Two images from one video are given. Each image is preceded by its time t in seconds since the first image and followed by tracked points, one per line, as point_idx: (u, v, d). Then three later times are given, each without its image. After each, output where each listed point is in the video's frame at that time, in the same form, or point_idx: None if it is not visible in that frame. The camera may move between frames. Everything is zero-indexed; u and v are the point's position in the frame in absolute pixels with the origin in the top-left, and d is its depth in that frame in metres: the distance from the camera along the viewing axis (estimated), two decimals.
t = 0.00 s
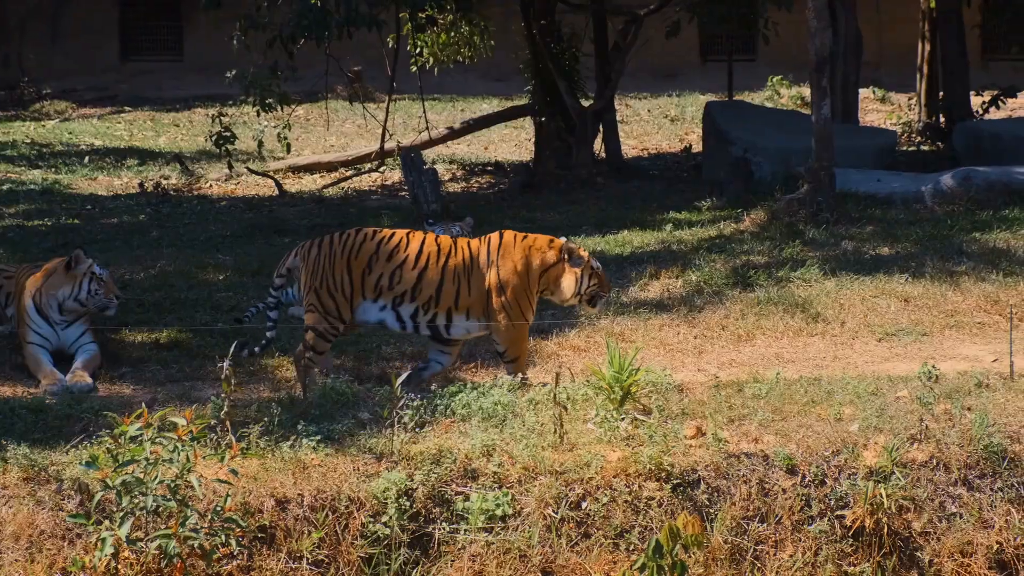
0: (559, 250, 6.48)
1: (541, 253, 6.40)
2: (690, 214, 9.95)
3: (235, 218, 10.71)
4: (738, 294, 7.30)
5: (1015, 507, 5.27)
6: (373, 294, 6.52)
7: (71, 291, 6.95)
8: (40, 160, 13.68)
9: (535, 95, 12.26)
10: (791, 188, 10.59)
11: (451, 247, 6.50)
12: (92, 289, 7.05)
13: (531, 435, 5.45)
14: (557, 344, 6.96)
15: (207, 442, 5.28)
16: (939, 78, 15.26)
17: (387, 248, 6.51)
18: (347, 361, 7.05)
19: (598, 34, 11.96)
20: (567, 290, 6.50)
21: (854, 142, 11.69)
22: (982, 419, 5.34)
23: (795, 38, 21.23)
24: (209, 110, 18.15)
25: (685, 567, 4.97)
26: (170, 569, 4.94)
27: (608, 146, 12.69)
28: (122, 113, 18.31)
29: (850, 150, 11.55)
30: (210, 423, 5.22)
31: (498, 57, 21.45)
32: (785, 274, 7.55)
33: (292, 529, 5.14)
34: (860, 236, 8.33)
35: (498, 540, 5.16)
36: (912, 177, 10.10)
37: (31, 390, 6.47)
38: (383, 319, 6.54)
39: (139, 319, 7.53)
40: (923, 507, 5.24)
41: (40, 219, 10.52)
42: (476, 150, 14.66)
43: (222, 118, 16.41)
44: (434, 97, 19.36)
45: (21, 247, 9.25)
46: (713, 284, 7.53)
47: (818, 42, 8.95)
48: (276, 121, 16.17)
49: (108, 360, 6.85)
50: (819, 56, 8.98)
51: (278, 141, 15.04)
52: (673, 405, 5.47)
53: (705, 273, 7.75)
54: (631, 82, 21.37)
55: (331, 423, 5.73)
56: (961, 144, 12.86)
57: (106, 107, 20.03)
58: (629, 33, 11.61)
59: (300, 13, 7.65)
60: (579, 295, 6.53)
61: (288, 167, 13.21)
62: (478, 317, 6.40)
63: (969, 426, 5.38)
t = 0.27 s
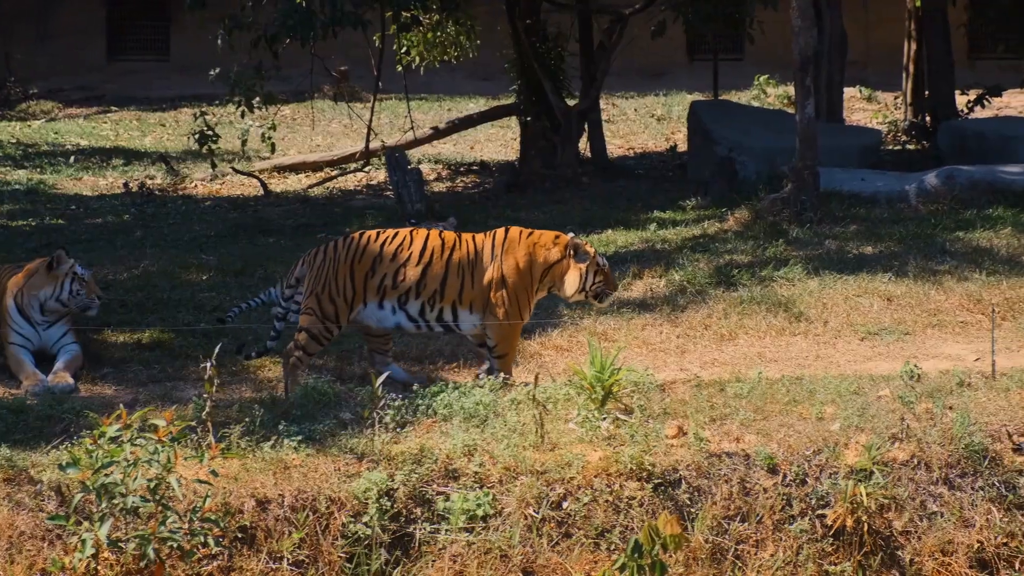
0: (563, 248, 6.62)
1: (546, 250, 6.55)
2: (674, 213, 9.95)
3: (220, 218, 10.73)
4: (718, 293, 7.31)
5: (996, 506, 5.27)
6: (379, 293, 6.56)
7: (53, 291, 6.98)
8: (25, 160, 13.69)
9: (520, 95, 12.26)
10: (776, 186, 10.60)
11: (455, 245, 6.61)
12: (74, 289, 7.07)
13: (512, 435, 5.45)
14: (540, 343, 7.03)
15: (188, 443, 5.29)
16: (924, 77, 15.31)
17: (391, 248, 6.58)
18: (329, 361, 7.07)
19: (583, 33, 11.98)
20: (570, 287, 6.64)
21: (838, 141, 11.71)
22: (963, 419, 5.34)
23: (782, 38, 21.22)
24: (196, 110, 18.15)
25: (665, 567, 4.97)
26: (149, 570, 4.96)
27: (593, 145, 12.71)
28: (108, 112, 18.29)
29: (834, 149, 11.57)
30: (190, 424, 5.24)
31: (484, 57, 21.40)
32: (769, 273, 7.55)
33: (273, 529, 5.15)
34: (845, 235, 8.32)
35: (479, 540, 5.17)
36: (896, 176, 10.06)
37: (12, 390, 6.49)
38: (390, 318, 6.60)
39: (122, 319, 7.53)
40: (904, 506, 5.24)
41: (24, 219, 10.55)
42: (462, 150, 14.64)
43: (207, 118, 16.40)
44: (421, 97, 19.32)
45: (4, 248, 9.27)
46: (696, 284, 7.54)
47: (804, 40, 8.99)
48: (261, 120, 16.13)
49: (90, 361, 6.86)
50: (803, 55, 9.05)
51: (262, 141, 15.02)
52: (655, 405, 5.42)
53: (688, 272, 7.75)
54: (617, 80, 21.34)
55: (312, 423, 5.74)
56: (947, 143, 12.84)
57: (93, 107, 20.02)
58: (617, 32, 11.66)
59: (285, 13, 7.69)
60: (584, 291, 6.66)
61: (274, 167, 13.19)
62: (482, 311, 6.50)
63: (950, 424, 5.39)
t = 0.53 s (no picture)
0: (552, 247, 6.55)
1: (535, 251, 6.48)
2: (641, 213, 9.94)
3: (186, 218, 10.74)
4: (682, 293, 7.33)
5: (958, 504, 5.29)
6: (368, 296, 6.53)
7: (15, 292, 7.01)
8: None
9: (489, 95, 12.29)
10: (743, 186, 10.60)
11: (444, 247, 6.57)
12: (37, 290, 7.09)
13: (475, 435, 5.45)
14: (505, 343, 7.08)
15: (150, 444, 5.30)
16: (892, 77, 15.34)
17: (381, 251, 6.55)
18: (295, 361, 7.05)
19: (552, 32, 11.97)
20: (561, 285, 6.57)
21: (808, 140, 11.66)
22: (926, 418, 5.37)
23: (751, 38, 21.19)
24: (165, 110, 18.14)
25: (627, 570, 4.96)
26: (110, 572, 4.95)
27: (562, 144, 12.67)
28: (77, 113, 18.24)
29: (803, 149, 11.50)
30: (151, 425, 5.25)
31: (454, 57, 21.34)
32: (735, 273, 7.57)
33: (235, 530, 5.15)
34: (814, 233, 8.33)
35: (442, 540, 5.16)
36: (863, 176, 9.95)
37: None
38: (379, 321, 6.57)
39: (86, 319, 7.52)
40: (867, 505, 5.25)
41: None
42: (430, 150, 14.61)
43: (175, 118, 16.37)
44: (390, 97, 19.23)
45: None
46: (661, 283, 7.55)
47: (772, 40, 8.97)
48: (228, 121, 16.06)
49: (53, 362, 6.83)
50: (771, 56, 9.02)
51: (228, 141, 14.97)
52: (617, 405, 5.42)
53: (654, 271, 7.76)
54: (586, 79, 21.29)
55: (276, 424, 5.74)
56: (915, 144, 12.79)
57: (62, 107, 19.94)
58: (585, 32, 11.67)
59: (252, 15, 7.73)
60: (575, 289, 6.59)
61: (242, 166, 13.08)
62: (470, 312, 6.46)
63: (914, 424, 5.40)
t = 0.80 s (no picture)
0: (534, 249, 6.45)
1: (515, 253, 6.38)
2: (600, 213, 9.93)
3: (145, 218, 10.73)
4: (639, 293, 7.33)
5: (913, 503, 5.29)
6: (352, 298, 6.53)
7: None
8: None
9: (448, 95, 12.27)
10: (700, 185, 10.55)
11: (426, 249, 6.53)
12: None
13: (431, 436, 5.43)
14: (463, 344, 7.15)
15: (104, 446, 5.32)
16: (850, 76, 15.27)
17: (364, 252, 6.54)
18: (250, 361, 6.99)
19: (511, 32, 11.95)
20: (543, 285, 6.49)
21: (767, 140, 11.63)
22: (882, 418, 5.38)
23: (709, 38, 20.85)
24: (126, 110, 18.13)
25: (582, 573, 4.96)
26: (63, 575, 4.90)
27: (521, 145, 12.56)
28: (39, 113, 18.19)
29: (762, 149, 11.47)
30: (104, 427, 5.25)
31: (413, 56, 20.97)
32: (693, 273, 7.57)
33: (190, 532, 5.12)
34: (775, 233, 8.33)
35: (397, 541, 5.15)
36: (822, 175, 10.06)
37: None
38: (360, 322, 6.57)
39: (41, 322, 7.48)
40: (822, 505, 5.25)
41: None
42: (389, 150, 14.51)
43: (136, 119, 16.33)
44: (348, 98, 18.96)
45: None
46: (619, 283, 7.54)
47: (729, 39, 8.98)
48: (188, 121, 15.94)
49: (8, 363, 6.72)
50: (728, 55, 9.12)
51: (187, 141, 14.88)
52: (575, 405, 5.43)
53: (611, 272, 7.74)
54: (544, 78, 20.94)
55: (232, 425, 5.72)
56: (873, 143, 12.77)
57: (20, 107, 19.79)
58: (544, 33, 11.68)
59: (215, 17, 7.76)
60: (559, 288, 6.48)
61: (201, 166, 13.02)
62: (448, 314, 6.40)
63: (869, 423, 5.41)
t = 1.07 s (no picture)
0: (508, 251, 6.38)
1: (489, 256, 6.30)
2: (546, 214, 9.91)
3: (91, 220, 10.61)
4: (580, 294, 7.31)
5: (856, 504, 5.27)
6: (332, 295, 6.53)
7: None
8: None
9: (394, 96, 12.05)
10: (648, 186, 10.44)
11: (403, 248, 6.49)
12: None
13: (375, 437, 5.40)
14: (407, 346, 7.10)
15: (42, 450, 5.28)
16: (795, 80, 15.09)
17: (345, 249, 6.51)
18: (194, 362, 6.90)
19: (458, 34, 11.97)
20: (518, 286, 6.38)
21: (714, 140, 11.34)
22: (824, 418, 5.38)
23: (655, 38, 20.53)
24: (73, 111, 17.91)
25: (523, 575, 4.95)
26: None
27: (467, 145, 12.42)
28: None
29: (709, 150, 11.19)
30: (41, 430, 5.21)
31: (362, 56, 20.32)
32: (637, 274, 7.54)
33: (131, 535, 5.08)
34: (726, 233, 8.31)
35: (340, 543, 5.11)
36: (767, 176, 9.99)
37: None
38: (335, 318, 6.56)
39: None
40: (765, 506, 5.23)
41: None
42: (338, 151, 14.14)
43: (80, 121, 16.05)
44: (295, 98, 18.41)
45: None
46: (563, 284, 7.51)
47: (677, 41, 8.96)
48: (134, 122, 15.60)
49: None
50: (674, 57, 9.09)
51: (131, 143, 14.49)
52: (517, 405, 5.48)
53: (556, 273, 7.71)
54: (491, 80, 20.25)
55: (173, 427, 5.66)
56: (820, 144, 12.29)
57: None
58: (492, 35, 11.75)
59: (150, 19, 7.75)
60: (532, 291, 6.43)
61: (147, 169, 12.63)
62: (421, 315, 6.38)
63: (812, 424, 5.41)
